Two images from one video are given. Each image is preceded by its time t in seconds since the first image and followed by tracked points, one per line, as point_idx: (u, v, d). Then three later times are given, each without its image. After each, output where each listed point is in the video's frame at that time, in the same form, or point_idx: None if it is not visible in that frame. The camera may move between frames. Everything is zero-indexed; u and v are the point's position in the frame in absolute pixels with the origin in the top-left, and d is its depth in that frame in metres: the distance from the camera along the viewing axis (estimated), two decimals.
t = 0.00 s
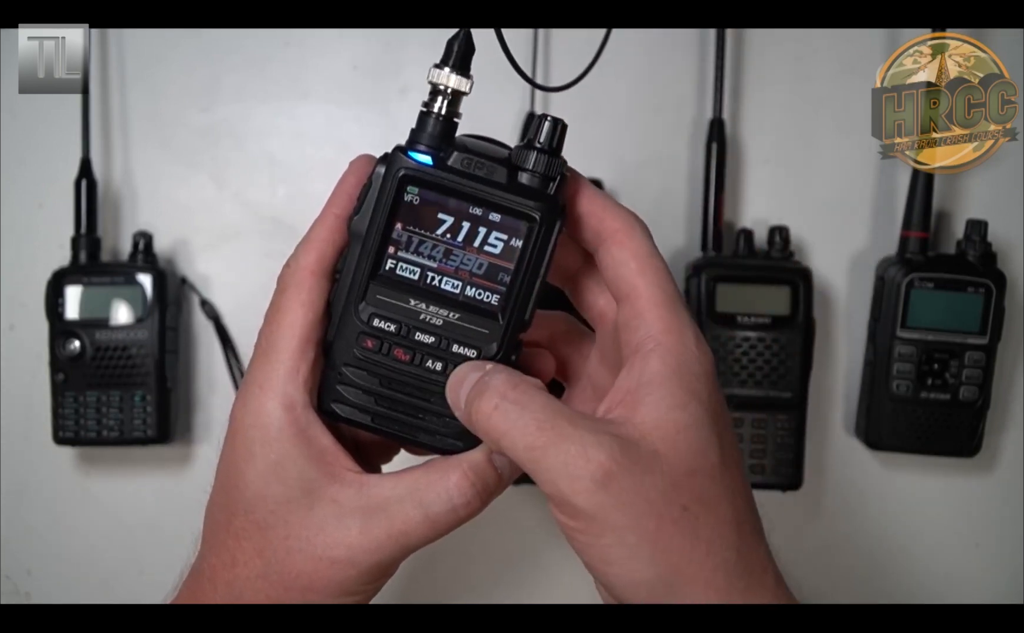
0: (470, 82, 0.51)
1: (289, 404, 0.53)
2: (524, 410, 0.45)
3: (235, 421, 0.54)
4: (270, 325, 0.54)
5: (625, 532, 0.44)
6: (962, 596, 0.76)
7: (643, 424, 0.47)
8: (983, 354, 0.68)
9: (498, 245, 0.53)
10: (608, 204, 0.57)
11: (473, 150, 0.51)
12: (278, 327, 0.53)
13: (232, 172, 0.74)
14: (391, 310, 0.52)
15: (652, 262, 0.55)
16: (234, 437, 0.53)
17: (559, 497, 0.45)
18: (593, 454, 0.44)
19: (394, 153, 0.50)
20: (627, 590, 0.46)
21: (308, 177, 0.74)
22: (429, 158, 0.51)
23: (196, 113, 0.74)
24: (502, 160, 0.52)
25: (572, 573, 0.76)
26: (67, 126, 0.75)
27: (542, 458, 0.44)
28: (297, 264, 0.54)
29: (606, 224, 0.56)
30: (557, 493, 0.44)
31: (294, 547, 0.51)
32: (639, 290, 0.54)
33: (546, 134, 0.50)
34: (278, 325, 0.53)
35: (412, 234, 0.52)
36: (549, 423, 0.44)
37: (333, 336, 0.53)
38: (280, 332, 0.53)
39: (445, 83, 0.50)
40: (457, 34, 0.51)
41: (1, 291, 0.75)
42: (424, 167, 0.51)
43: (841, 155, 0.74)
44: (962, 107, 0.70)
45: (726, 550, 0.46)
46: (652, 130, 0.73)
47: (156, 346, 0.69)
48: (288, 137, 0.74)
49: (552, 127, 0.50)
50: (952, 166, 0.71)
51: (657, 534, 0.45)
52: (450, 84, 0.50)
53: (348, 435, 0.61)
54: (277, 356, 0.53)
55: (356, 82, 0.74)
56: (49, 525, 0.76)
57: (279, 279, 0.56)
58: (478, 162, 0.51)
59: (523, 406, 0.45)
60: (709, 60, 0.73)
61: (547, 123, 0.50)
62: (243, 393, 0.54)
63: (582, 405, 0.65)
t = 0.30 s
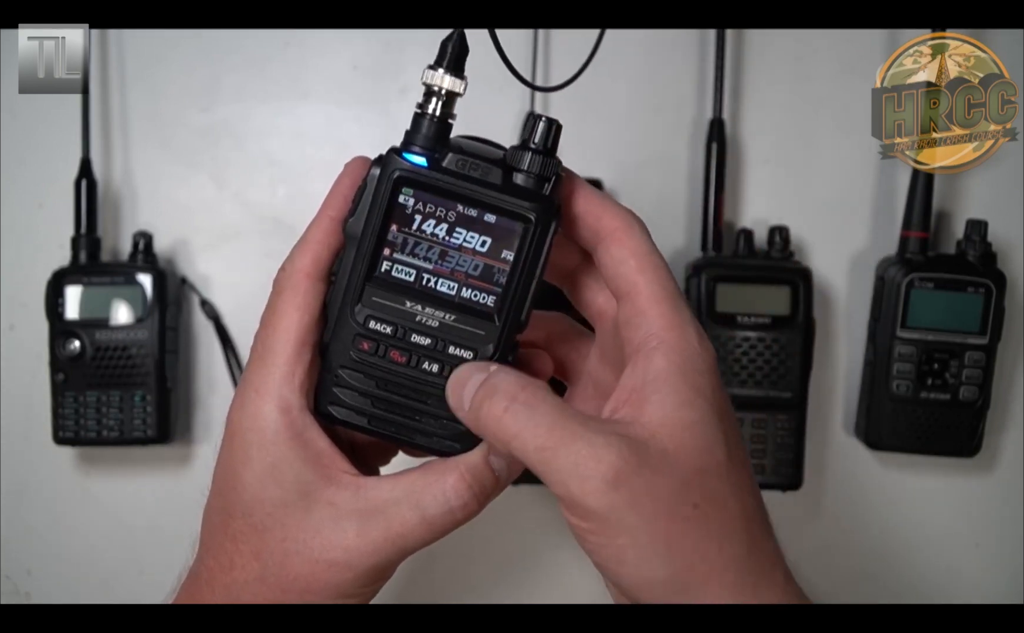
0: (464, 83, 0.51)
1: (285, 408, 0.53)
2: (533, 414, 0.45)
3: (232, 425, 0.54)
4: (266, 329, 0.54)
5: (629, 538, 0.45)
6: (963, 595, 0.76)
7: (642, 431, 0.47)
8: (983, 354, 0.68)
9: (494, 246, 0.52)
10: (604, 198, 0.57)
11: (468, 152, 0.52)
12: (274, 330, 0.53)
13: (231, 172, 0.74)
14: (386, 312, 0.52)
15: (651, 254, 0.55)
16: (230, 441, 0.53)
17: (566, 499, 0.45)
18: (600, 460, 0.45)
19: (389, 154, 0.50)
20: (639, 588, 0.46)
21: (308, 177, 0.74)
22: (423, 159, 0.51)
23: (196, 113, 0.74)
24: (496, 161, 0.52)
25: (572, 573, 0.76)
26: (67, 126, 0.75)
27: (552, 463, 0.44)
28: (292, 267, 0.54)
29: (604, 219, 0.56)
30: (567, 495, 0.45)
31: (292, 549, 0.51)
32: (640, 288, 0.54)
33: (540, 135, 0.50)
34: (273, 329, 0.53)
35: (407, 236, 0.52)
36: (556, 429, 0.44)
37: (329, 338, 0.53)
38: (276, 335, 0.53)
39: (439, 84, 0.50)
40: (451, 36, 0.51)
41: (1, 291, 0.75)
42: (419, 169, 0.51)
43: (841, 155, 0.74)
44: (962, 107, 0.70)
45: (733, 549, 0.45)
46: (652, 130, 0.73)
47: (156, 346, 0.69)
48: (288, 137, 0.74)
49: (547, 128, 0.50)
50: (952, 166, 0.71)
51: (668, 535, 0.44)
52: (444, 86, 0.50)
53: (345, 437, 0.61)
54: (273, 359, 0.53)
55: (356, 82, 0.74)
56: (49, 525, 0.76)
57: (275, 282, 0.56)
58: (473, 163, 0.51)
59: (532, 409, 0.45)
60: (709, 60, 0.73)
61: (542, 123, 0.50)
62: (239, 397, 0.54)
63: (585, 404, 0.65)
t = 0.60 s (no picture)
0: (449, 82, 0.51)
1: (267, 409, 0.53)
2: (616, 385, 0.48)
3: (214, 425, 0.54)
4: (249, 327, 0.54)
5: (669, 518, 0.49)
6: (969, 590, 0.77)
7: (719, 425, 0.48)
8: (983, 354, 0.68)
9: (480, 247, 0.52)
10: (723, 212, 0.54)
11: (454, 151, 0.51)
12: (257, 330, 0.53)
13: (232, 172, 0.74)
14: (370, 314, 0.52)
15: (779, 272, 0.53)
16: (212, 441, 0.53)
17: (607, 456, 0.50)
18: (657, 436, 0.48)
19: (374, 153, 0.50)
20: (657, 563, 0.52)
21: (308, 177, 0.74)
22: (408, 159, 0.51)
23: (196, 113, 0.74)
24: (483, 161, 0.51)
25: (570, 574, 0.76)
26: (67, 126, 0.75)
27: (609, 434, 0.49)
28: (276, 267, 0.54)
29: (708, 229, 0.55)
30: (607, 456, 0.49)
31: (273, 552, 0.52)
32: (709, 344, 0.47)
33: (528, 134, 0.50)
34: (257, 329, 0.53)
35: (391, 236, 0.52)
36: (633, 416, 0.48)
37: (313, 338, 0.53)
38: (259, 335, 0.53)
39: (426, 81, 0.50)
40: (439, 33, 0.51)
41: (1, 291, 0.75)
42: (404, 168, 0.50)
43: (841, 156, 0.74)
44: (962, 107, 0.70)
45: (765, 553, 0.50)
46: (652, 130, 0.73)
47: (156, 347, 0.69)
48: (289, 137, 0.74)
49: (535, 127, 0.50)
50: (952, 166, 0.72)
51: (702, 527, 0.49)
52: (430, 83, 0.50)
53: (330, 437, 0.62)
54: (256, 359, 0.53)
55: (356, 82, 0.74)
56: (49, 525, 0.76)
57: (259, 281, 0.56)
58: (459, 163, 0.51)
59: (617, 379, 0.48)
60: (709, 60, 0.73)
61: (530, 122, 0.50)
62: (221, 396, 0.54)
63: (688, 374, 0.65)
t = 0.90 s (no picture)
0: (455, 83, 0.51)
1: (270, 411, 0.53)
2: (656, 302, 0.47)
3: (217, 427, 0.54)
4: (254, 329, 0.54)
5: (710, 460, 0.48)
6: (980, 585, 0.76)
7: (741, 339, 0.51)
8: (982, 354, 0.68)
9: (484, 250, 0.52)
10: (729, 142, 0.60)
11: (458, 153, 0.51)
12: (260, 331, 0.54)
13: (232, 172, 0.74)
14: (374, 315, 0.52)
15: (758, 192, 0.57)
16: (215, 443, 0.54)
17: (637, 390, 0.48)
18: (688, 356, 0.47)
19: (378, 155, 0.50)
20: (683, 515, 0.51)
21: (308, 177, 0.74)
22: (413, 161, 0.51)
23: (196, 113, 0.74)
24: (488, 163, 0.51)
25: (571, 575, 0.76)
26: (67, 126, 0.75)
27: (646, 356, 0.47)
28: (280, 269, 0.54)
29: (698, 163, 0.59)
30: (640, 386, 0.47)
31: (274, 554, 0.52)
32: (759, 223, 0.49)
33: (533, 136, 0.50)
34: (261, 330, 0.54)
35: (396, 238, 0.52)
36: (665, 337, 0.47)
37: (316, 340, 0.53)
38: (262, 337, 0.53)
39: (431, 84, 0.50)
40: (444, 35, 0.51)
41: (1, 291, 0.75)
42: (408, 170, 0.50)
43: (841, 156, 0.74)
44: (962, 107, 0.71)
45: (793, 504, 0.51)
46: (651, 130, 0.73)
47: (156, 346, 0.69)
48: (289, 136, 0.74)
49: (539, 130, 0.50)
50: (953, 166, 0.72)
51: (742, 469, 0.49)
52: (436, 85, 0.50)
53: (334, 440, 0.62)
54: (259, 361, 0.53)
55: (356, 82, 0.74)
56: (49, 525, 0.76)
57: (263, 282, 0.56)
58: (463, 165, 0.51)
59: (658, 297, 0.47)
60: (709, 60, 0.73)
61: (535, 125, 0.50)
62: (225, 397, 0.54)
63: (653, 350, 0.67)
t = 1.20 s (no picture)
0: (462, 89, 0.51)
1: (275, 418, 0.53)
2: (613, 196, 0.47)
3: (221, 434, 0.54)
4: (258, 336, 0.54)
5: (738, 335, 0.48)
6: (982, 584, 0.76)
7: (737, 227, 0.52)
8: (982, 354, 0.68)
9: (490, 257, 0.52)
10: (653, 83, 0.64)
11: (464, 161, 0.51)
12: (265, 338, 0.54)
13: (232, 172, 0.74)
14: (380, 323, 0.52)
15: (697, 108, 0.61)
16: (220, 450, 0.54)
17: (637, 276, 0.47)
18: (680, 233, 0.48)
19: (384, 162, 0.50)
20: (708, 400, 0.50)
21: (308, 177, 0.74)
22: (419, 168, 0.51)
23: (196, 113, 0.74)
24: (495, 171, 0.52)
25: (574, 577, 0.76)
26: (67, 126, 0.75)
27: (622, 243, 0.47)
28: (285, 277, 0.54)
29: (642, 98, 0.63)
30: (637, 275, 0.47)
31: (280, 561, 0.52)
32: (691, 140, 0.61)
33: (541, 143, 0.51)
34: (266, 337, 0.53)
35: (402, 246, 0.52)
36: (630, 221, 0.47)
37: (321, 347, 0.53)
38: (267, 344, 0.53)
39: (437, 89, 0.50)
40: (450, 40, 0.51)
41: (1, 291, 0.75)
42: (414, 178, 0.50)
43: (841, 156, 0.74)
44: (962, 107, 0.71)
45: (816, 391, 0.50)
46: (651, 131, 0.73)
47: (156, 346, 0.69)
48: (288, 136, 0.74)
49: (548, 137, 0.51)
50: (953, 166, 0.72)
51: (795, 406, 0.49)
52: (442, 91, 0.50)
53: (338, 444, 0.61)
54: (264, 368, 0.53)
55: (357, 82, 0.74)
56: (49, 525, 0.76)
57: (267, 288, 0.56)
58: (470, 173, 0.51)
59: (609, 191, 0.48)
60: (709, 61, 0.73)
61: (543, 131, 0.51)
62: (229, 404, 0.54)
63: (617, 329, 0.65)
